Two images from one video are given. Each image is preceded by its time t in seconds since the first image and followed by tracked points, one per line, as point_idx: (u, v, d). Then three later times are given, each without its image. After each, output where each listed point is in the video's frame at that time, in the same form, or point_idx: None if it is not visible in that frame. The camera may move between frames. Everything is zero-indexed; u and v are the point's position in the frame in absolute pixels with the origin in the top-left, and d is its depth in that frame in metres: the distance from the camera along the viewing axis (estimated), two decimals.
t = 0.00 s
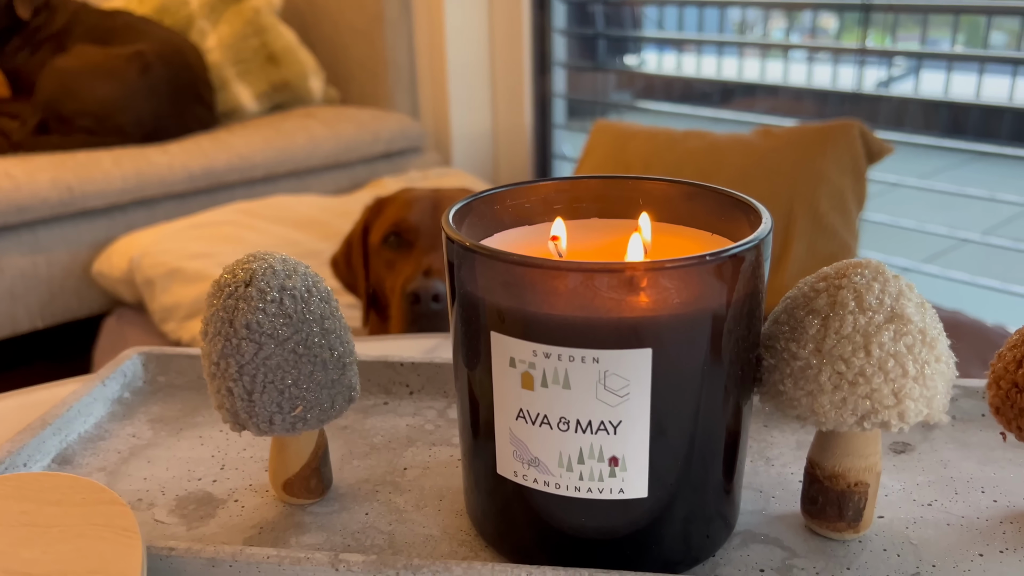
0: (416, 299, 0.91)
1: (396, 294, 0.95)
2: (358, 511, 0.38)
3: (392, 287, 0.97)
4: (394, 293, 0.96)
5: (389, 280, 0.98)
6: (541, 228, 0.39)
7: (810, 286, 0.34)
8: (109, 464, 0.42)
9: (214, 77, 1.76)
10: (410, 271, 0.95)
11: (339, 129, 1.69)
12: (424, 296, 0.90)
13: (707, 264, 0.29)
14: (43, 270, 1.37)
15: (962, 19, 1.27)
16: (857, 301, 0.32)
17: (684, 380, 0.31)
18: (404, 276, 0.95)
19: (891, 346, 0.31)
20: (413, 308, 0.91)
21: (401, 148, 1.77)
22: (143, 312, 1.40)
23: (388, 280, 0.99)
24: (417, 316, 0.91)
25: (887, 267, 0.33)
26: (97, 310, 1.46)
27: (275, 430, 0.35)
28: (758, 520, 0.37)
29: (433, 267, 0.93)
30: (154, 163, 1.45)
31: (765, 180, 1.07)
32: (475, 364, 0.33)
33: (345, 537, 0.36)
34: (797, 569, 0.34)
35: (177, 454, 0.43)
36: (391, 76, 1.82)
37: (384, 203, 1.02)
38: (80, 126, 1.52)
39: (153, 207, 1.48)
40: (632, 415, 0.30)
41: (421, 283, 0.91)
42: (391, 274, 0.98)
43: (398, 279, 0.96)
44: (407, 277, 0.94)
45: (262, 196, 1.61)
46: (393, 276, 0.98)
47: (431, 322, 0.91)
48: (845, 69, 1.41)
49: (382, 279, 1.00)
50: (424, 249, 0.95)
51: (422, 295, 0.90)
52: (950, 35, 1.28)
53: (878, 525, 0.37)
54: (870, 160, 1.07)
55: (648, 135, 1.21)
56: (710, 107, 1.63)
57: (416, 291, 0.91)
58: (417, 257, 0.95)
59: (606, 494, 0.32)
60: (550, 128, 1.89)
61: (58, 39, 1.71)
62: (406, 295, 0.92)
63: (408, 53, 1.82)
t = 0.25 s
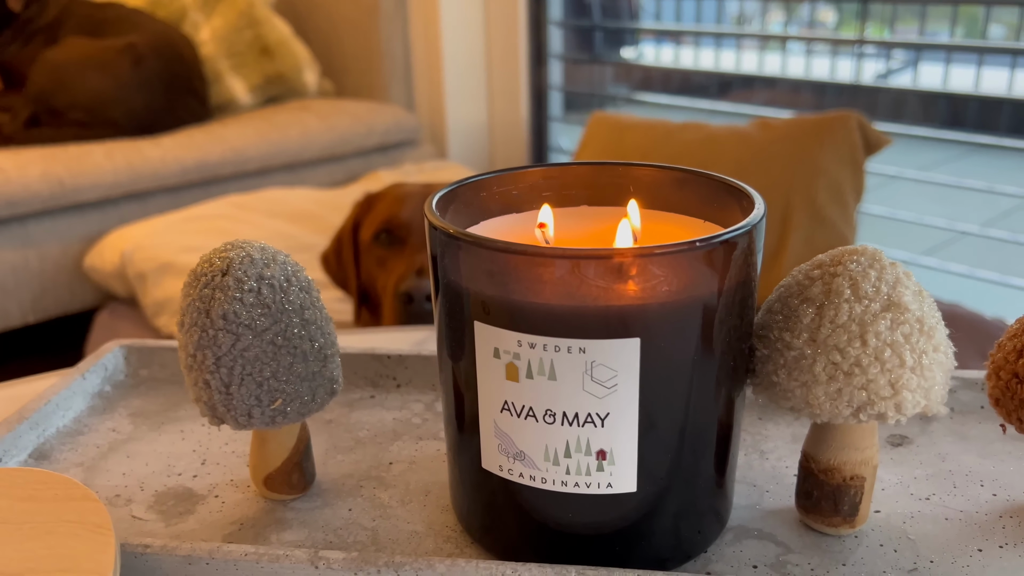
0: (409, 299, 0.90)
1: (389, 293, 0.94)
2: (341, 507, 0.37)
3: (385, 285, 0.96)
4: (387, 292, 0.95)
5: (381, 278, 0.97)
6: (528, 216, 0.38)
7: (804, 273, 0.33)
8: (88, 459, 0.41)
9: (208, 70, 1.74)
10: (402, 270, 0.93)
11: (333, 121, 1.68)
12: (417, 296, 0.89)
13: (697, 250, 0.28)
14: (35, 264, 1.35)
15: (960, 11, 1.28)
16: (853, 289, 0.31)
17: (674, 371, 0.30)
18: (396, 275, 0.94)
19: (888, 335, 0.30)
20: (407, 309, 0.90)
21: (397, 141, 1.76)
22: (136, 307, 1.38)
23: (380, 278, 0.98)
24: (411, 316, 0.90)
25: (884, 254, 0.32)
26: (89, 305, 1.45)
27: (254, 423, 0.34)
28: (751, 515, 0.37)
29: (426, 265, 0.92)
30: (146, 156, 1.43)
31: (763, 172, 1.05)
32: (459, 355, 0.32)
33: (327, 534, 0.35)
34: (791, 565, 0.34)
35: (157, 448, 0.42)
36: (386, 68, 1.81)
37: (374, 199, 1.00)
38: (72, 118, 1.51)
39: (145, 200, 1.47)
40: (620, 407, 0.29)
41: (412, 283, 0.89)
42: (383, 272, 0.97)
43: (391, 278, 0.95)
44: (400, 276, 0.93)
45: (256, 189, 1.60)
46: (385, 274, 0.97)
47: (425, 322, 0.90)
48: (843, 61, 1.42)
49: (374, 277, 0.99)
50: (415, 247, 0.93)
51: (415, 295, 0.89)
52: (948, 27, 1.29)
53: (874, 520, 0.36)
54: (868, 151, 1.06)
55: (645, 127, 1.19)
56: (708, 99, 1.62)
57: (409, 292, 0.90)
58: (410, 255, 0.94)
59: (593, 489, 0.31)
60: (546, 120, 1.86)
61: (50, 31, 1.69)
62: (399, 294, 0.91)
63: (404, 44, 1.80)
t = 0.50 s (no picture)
0: (402, 301, 0.90)
1: (381, 294, 0.94)
2: (329, 506, 0.37)
3: (377, 285, 0.96)
4: (379, 292, 0.95)
5: (374, 279, 0.97)
6: (517, 213, 0.38)
7: (794, 271, 0.33)
8: (76, 458, 0.41)
9: (205, 65, 1.73)
10: (394, 271, 0.93)
11: (330, 117, 1.67)
12: (410, 298, 0.90)
13: (685, 248, 0.28)
14: (31, 261, 1.35)
15: (960, 6, 1.25)
16: (843, 286, 0.31)
17: (662, 370, 0.30)
18: (388, 276, 0.94)
19: (878, 334, 0.30)
20: (400, 310, 0.91)
21: (394, 136, 1.75)
22: (133, 303, 1.38)
23: (373, 278, 0.98)
24: (403, 317, 0.91)
25: (875, 251, 0.32)
26: (85, 301, 1.44)
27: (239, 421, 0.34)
28: (742, 514, 0.36)
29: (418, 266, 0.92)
30: (142, 152, 1.43)
31: (763, 167, 1.04)
32: (446, 353, 0.32)
33: (315, 533, 0.35)
34: (781, 564, 0.33)
35: (146, 447, 0.42)
36: (384, 62, 1.80)
37: (366, 199, 1.01)
38: (68, 114, 1.49)
39: (142, 196, 1.46)
40: (607, 406, 0.29)
41: (405, 284, 0.90)
42: (376, 272, 0.97)
43: (383, 278, 0.95)
44: (392, 277, 0.93)
45: (253, 185, 1.59)
46: (377, 274, 0.97)
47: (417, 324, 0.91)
48: (842, 56, 1.40)
49: (367, 277, 0.99)
50: (407, 248, 0.94)
51: (407, 297, 0.90)
52: (948, 22, 1.26)
53: (865, 519, 0.36)
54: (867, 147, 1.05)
55: (643, 122, 1.19)
56: (707, 93, 1.61)
57: (401, 293, 0.90)
58: (402, 256, 0.94)
59: (581, 488, 0.31)
60: (544, 116, 1.85)
61: (46, 26, 1.68)
62: (391, 296, 0.91)
63: (401, 39, 1.80)
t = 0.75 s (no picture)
0: (401, 300, 0.91)
1: (381, 293, 0.94)
2: (327, 510, 0.37)
3: (376, 284, 0.96)
4: (379, 291, 0.95)
5: (374, 277, 0.97)
6: (515, 215, 0.38)
7: (795, 273, 0.32)
8: (73, 462, 0.40)
9: (205, 62, 1.73)
10: (394, 270, 0.94)
11: (331, 114, 1.67)
12: (410, 297, 0.90)
13: (684, 251, 0.28)
14: (32, 259, 1.35)
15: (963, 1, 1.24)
16: (844, 289, 0.30)
17: (662, 374, 0.30)
18: (388, 274, 0.94)
19: (879, 337, 0.30)
20: (399, 309, 0.91)
21: (395, 133, 1.75)
22: (133, 301, 1.37)
23: (373, 277, 0.98)
24: (402, 317, 0.91)
25: (876, 253, 0.32)
26: (86, 299, 1.44)
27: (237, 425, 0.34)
28: (742, 517, 0.36)
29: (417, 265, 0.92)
30: (143, 149, 1.42)
31: (765, 164, 1.03)
32: (444, 356, 0.32)
33: (313, 538, 0.35)
34: (782, 569, 0.33)
35: (143, 450, 0.41)
36: (384, 59, 1.79)
37: (366, 197, 1.01)
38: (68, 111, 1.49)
39: (142, 194, 1.46)
40: (606, 411, 0.29)
41: (404, 283, 0.90)
42: (376, 271, 0.98)
43: (383, 277, 0.95)
44: (391, 276, 0.93)
45: (253, 182, 1.59)
46: (377, 273, 0.97)
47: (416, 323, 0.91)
48: (844, 51, 1.39)
49: (367, 276, 0.99)
50: (407, 247, 0.94)
51: (407, 297, 0.90)
52: (951, 16, 1.26)
53: (867, 522, 0.35)
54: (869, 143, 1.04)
55: (645, 118, 1.18)
56: (708, 89, 1.61)
57: (401, 292, 0.91)
58: (402, 255, 0.95)
59: (580, 493, 0.30)
60: (545, 112, 1.85)
61: (47, 24, 1.68)
62: (390, 295, 0.92)
63: (402, 36, 1.79)
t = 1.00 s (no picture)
0: (400, 296, 0.91)
1: (380, 288, 0.94)
2: (321, 511, 0.37)
3: (376, 280, 0.96)
4: (378, 287, 0.95)
5: (373, 273, 0.97)
6: (510, 213, 0.37)
7: (791, 273, 0.32)
8: (67, 462, 0.40)
9: (206, 57, 1.72)
10: (393, 265, 0.94)
11: (332, 108, 1.66)
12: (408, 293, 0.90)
13: (678, 253, 0.28)
14: (33, 255, 1.34)
15: None
16: (840, 290, 0.30)
17: (656, 376, 0.29)
18: (387, 270, 0.94)
19: (876, 339, 0.29)
20: (398, 305, 0.91)
21: (396, 127, 1.74)
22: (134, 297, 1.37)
23: (373, 272, 0.98)
24: (401, 313, 0.91)
25: (873, 253, 0.32)
26: (88, 295, 1.44)
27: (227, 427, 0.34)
28: (738, 519, 0.36)
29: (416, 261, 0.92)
30: (143, 145, 1.42)
31: (767, 159, 1.03)
32: (436, 357, 0.32)
33: (306, 540, 0.35)
34: (777, 572, 0.33)
35: (138, 450, 0.41)
36: (385, 53, 1.78)
37: (366, 193, 1.01)
38: (69, 106, 1.49)
39: (143, 189, 1.46)
40: (599, 414, 0.29)
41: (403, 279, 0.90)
42: (375, 267, 0.98)
43: (382, 273, 0.95)
44: (390, 272, 0.93)
45: (254, 177, 1.59)
46: (377, 268, 0.97)
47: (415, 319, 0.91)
48: (847, 44, 1.38)
49: (367, 272, 0.98)
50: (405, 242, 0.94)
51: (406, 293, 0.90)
52: (955, 7, 1.24)
53: (864, 524, 0.35)
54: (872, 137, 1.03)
55: (647, 112, 1.18)
56: (711, 83, 1.60)
57: (399, 288, 0.91)
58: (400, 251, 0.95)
59: (573, 496, 0.30)
60: (547, 106, 1.84)
61: (48, 19, 1.67)
62: (389, 291, 0.92)
63: (403, 30, 1.79)
